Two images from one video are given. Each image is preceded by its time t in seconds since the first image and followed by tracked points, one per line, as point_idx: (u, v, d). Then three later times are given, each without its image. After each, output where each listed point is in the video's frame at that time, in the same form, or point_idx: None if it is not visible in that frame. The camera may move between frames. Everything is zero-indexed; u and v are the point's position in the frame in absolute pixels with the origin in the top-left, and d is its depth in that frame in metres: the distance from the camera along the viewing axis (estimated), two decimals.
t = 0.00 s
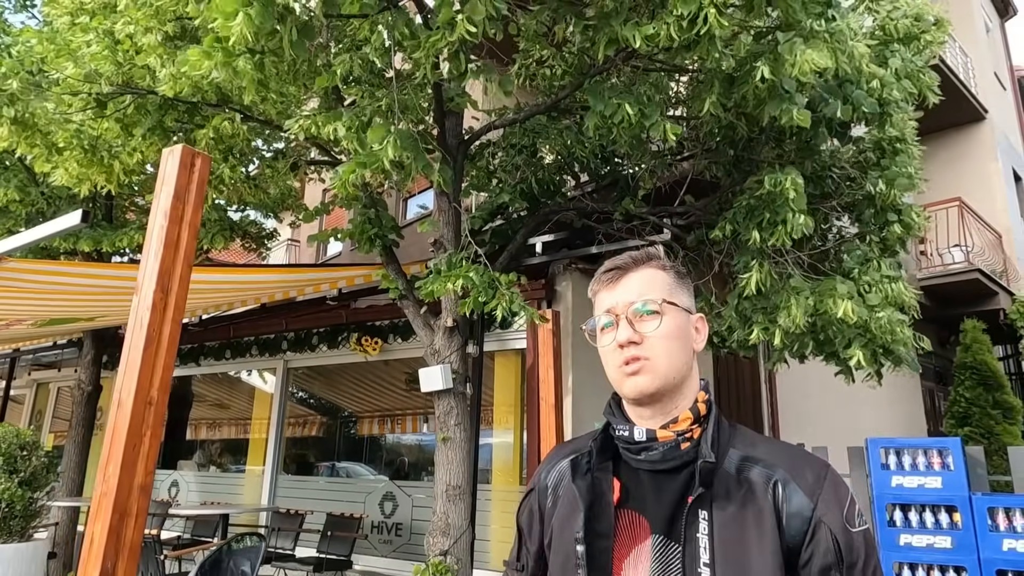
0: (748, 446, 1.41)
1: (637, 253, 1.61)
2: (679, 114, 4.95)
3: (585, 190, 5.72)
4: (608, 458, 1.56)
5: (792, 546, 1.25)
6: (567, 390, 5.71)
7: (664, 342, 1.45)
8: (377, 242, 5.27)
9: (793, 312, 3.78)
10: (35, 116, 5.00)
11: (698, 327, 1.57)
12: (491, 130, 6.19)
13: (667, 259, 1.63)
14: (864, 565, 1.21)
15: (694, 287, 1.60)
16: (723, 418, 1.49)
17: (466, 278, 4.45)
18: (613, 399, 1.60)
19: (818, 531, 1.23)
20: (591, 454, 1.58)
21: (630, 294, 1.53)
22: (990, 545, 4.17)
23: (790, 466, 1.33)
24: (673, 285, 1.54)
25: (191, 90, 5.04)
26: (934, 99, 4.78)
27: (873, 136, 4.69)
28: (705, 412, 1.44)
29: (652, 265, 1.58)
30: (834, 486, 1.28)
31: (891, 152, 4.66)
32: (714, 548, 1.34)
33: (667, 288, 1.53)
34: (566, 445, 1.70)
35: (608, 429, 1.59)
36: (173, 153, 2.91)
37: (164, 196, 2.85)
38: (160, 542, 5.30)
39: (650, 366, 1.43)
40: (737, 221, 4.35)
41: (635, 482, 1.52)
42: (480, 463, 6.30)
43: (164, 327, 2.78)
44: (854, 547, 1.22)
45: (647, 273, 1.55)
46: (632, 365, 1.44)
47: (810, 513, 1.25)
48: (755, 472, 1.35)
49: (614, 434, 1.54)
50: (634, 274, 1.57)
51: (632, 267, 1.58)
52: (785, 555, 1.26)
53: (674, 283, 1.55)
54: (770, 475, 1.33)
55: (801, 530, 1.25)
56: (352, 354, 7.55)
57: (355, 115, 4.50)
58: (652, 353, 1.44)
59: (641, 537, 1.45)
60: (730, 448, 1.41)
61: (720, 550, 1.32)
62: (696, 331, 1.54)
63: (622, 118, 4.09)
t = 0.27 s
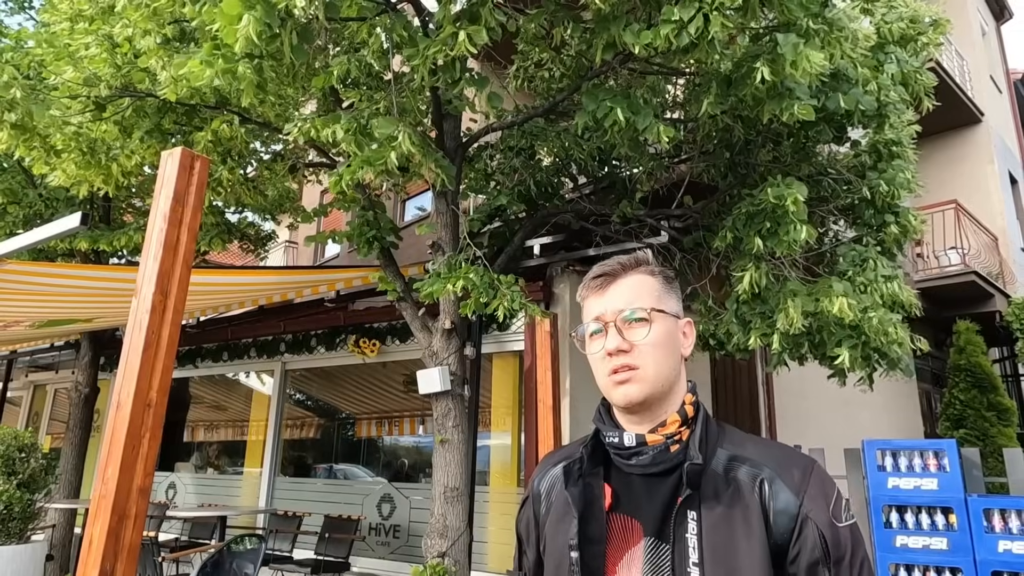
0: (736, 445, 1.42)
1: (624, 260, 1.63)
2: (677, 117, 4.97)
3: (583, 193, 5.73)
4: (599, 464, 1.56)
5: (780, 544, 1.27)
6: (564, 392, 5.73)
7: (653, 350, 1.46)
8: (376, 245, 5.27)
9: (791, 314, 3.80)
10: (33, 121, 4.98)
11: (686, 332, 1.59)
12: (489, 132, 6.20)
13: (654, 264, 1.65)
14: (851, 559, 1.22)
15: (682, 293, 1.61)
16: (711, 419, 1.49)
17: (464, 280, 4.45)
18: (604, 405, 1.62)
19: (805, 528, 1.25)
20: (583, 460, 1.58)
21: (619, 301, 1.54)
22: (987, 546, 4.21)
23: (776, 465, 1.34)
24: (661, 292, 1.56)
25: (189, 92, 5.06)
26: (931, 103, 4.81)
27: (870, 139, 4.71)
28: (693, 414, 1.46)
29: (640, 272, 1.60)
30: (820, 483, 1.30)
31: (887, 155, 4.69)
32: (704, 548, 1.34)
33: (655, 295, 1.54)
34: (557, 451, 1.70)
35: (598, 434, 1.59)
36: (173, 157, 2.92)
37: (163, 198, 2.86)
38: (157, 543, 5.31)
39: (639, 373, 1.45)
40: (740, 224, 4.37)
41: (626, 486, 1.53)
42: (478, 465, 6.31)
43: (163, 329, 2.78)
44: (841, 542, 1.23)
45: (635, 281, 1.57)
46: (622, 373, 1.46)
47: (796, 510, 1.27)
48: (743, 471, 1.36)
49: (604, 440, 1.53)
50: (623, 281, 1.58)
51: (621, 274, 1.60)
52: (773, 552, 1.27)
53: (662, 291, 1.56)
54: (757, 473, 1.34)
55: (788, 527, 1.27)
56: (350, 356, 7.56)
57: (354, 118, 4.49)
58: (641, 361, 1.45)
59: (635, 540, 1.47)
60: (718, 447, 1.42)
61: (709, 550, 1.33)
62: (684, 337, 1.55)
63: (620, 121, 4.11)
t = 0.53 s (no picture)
0: (723, 438, 1.42)
1: (602, 263, 1.63)
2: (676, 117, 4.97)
3: (582, 193, 5.73)
4: (593, 468, 1.57)
5: (767, 534, 1.25)
6: (562, 393, 5.72)
7: (634, 348, 1.45)
8: (374, 245, 5.27)
9: (791, 315, 3.79)
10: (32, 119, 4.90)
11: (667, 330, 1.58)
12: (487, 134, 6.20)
13: (631, 265, 1.65)
14: (839, 545, 1.20)
15: (661, 291, 1.61)
16: (699, 414, 1.49)
17: (462, 280, 4.44)
18: (592, 409, 1.60)
19: (791, 516, 1.23)
20: (577, 465, 1.58)
21: (598, 303, 1.54)
22: (986, 548, 4.22)
23: (763, 455, 1.34)
24: (640, 290, 1.55)
25: (186, 92, 5.06)
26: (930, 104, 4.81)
27: (868, 140, 4.72)
28: (679, 409, 1.44)
29: (617, 274, 1.60)
30: (806, 471, 1.28)
31: (885, 155, 4.70)
32: (693, 542, 1.34)
33: (633, 295, 1.53)
34: (553, 458, 1.70)
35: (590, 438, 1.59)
36: (170, 156, 2.92)
37: (160, 198, 2.85)
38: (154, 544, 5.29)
39: (623, 372, 1.43)
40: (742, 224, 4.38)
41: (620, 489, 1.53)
42: (476, 467, 6.30)
43: (161, 328, 2.78)
44: (829, 529, 1.21)
45: (613, 282, 1.56)
46: (606, 373, 1.44)
47: (782, 498, 1.25)
48: (729, 463, 1.35)
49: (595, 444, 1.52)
50: (601, 283, 1.58)
51: (599, 277, 1.60)
52: (760, 542, 1.26)
53: (640, 290, 1.55)
54: (743, 464, 1.33)
55: (775, 516, 1.25)
56: (348, 357, 7.54)
57: (353, 117, 4.47)
58: (624, 360, 1.44)
59: (633, 541, 1.46)
60: (706, 441, 1.42)
61: (698, 544, 1.32)
62: (666, 334, 1.54)
63: (620, 122, 4.10)
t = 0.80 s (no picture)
0: (729, 439, 1.42)
1: (604, 261, 1.62)
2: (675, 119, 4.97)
3: (581, 195, 5.73)
4: (594, 467, 1.56)
5: (775, 535, 1.25)
6: (561, 395, 5.72)
7: (639, 350, 1.45)
8: (373, 246, 5.26)
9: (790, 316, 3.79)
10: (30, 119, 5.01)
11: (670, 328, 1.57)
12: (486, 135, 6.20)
13: (634, 263, 1.64)
14: (846, 547, 1.21)
15: (664, 289, 1.60)
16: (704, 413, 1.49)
17: (462, 282, 4.43)
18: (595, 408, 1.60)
19: (800, 518, 1.24)
20: (578, 463, 1.57)
21: (601, 304, 1.53)
22: (984, 550, 4.21)
23: (769, 456, 1.34)
24: (643, 290, 1.55)
25: (185, 93, 5.06)
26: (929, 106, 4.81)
27: (867, 141, 4.72)
28: (685, 410, 1.45)
29: (620, 273, 1.59)
30: (813, 473, 1.29)
31: (883, 156, 4.70)
32: (700, 542, 1.34)
33: (636, 294, 1.53)
34: (552, 455, 1.69)
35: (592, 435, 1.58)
36: (170, 157, 2.91)
37: (161, 199, 2.85)
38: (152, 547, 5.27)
39: (628, 374, 1.43)
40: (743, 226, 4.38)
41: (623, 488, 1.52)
42: (475, 469, 6.29)
43: (160, 329, 2.77)
44: (837, 530, 1.22)
45: (616, 281, 1.56)
46: (611, 375, 1.44)
47: (790, 500, 1.26)
48: (736, 464, 1.35)
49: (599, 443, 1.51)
50: (604, 283, 1.57)
51: (601, 276, 1.59)
52: (769, 543, 1.26)
53: (643, 289, 1.55)
54: (750, 465, 1.33)
55: (783, 517, 1.26)
56: (347, 359, 7.53)
57: (352, 119, 4.46)
58: (629, 362, 1.44)
59: (636, 541, 1.45)
60: (712, 442, 1.42)
61: (706, 544, 1.32)
62: (669, 333, 1.54)
63: (618, 124, 4.10)
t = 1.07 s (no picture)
0: (730, 443, 1.42)
1: (601, 264, 1.61)
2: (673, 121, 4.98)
3: (580, 197, 5.74)
4: (593, 471, 1.56)
5: (778, 540, 1.26)
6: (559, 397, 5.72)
7: (638, 354, 1.44)
8: (372, 248, 5.26)
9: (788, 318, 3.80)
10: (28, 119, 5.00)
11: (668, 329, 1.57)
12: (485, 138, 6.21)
13: (632, 264, 1.64)
14: (848, 552, 1.22)
15: (662, 290, 1.60)
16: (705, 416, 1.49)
17: (461, 284, 4.42)
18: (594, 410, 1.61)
19: (802, 523, 1.24)
20: (577, 467, 1.57)
21: (599, 307, 1.53)
22: (983, 552, 4.21)
23: (771, 461, 1.34)
24: (641, 292, 1.54)
25: (184, 95, 5.06)
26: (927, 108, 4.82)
27: (865, 143, 4.74)
28: (685, 413, 1.45)
29: (618, 276, 1.58)
30: (815, 477, 1.29)
31: (881, 158, 4.72)
32: (701, 547, 1.34)
33: (634, 298, 1.52)
34: (551, 458, 1.69)
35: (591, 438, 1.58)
36: (169, 159, 2.91)
37: (160, 201, 2.85)
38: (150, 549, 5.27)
39: (628, 379, 1.43)
40: (741, 229, 4.38)
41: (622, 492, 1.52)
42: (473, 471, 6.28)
43: (158, 331, 2.77)
44: (839, 536, 1.23)
45: (614, 284, 1.55)
46: (611, 380, 1.44)
47: (792, 505, 1.26)
48: (738, 469, 1.36)
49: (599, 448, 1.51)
50: (601, 286, 1.57)
51: (599, 280, 1.59)
52: (771, 549, 1.26)
53: (641, 292, 1.54)
54: (752, 470, 1.34)
55: (786, 523, 1.26)
56: (346, 361, 7.53)
57: (352, 122, 4.46)
58: (629, 367, 1.44)
59: (635, 546, 1.46)
60: (713, 446, 1.42)
61: (707, 549, 1.32)
62: (667, 335, 1.54)
63: (618, 127, 4.11)
